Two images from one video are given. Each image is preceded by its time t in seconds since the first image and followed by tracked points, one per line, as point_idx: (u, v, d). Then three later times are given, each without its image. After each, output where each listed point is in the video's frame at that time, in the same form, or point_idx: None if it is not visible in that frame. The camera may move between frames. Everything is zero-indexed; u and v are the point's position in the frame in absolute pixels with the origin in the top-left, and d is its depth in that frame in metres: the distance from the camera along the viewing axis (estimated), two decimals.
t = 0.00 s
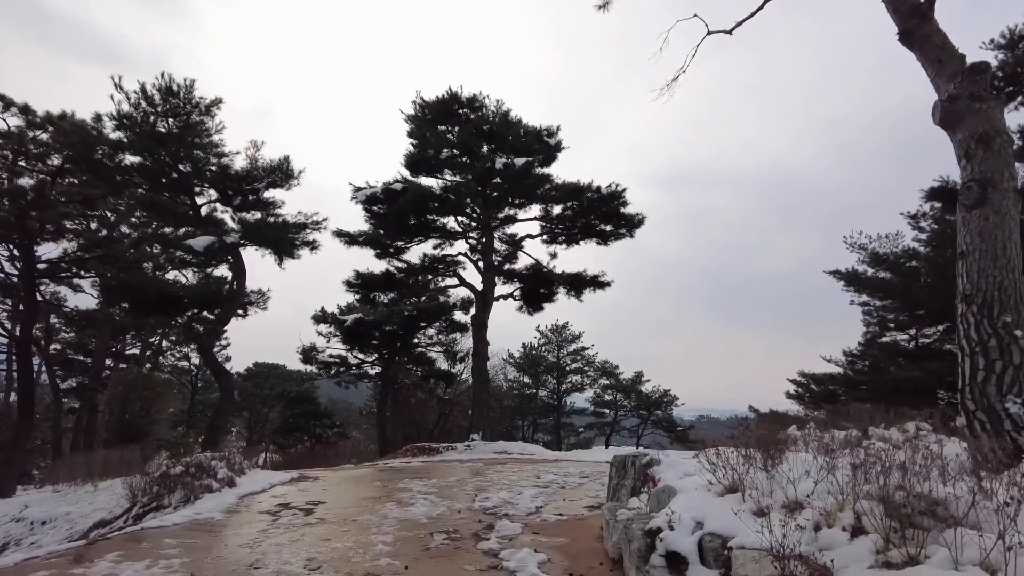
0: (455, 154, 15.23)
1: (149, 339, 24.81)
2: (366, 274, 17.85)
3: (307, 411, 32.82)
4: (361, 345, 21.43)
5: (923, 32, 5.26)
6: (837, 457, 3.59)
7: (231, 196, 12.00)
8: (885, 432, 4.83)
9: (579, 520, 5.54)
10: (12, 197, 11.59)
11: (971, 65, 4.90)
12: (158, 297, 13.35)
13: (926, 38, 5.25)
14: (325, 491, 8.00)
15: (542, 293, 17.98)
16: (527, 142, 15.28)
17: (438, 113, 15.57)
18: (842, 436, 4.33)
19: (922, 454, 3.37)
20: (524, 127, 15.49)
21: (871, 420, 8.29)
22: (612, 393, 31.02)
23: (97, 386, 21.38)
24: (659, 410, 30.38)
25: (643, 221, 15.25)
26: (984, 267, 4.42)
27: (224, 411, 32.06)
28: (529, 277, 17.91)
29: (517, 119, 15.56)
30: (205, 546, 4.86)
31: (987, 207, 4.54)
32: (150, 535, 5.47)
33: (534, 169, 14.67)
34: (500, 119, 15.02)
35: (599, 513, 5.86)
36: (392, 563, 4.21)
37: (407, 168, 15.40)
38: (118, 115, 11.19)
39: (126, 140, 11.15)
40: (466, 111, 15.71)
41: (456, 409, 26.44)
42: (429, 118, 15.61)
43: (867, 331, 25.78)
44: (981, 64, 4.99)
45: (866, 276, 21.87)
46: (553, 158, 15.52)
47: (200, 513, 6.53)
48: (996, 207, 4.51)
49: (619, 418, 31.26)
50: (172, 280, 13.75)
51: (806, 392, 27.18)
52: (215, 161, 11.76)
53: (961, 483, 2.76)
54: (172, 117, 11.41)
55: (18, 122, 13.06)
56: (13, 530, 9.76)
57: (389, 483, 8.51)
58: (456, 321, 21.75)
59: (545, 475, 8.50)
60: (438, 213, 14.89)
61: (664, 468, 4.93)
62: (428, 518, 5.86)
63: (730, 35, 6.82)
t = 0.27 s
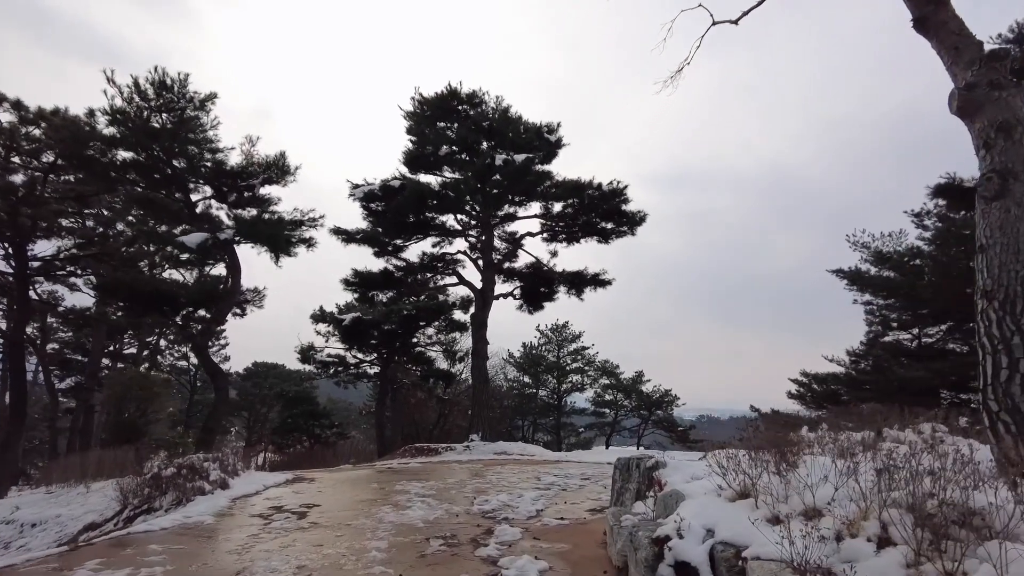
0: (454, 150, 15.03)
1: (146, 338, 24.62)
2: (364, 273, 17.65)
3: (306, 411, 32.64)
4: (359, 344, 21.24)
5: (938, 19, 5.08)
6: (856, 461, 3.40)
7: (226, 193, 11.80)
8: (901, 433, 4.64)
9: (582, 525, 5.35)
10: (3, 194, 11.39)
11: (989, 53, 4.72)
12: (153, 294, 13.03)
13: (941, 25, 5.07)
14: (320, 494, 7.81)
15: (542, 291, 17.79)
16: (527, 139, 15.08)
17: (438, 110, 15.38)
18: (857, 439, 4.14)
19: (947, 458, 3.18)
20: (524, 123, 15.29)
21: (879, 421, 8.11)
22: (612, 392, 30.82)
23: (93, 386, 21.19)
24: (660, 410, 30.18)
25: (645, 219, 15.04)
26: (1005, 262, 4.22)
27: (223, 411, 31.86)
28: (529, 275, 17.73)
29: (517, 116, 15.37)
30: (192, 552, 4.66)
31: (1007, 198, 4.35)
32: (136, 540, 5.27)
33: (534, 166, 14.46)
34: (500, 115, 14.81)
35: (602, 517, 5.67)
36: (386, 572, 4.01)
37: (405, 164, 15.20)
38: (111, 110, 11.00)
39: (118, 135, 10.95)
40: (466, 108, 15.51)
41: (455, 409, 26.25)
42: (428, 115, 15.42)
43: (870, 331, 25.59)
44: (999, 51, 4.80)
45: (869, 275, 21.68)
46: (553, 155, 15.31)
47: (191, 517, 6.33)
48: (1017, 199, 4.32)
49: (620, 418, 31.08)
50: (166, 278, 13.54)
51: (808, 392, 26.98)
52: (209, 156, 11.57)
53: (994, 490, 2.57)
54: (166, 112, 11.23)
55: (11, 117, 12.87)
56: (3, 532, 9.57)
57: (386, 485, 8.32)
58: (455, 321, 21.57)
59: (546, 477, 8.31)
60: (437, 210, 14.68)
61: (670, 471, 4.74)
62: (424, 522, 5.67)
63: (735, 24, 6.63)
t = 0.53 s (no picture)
0: (453, 147, 14.84)
1: (143, 338, 24.42)
2: (362, 271, 17.46)
3: (304, 411, 32.46)
4: (357, 344, 21.08)
5: (951, 4, 4.90)
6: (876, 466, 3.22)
7: (221, 189, 11.61)
8: (915, 434, 4.45)
9: (583, 529, 5.17)
10: None
11: (1006, 37, 4.53)
12: (146, 292, 12.72)
13: (955, 10, 4.89)
14: (314, 496, 7.62)
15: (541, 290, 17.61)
16: (526, 135, 14.87)
17: (436, 106, 15.19)
18: (872, 440, 3.96)
19: (971, 461, 2.99)
20: (524, 119, 15.10)
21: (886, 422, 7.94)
22: (612, 392, 30.63)
23: (89, 386, 21.00)
24: (660, 410, 30.00)
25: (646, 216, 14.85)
26: None
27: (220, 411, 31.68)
28: (529, 274, 17.55)
29: (517, 112, 15.17)
30: (176, 558, 4.47)
31: None
32: (120, 545, 5.10)
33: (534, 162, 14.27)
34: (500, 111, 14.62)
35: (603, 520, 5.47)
36: None
37: (403, 161, 15.00)
38: (103, 105, 10.82)
39: (111, 131, 10.79)
40: (465, 104, 15.31)
41: (455, 409, 26.05)
42: (427, 111, 15.23)
43: (872, 330, 25.41)
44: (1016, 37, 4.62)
45: (872, 274, 21.50)
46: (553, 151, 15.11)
47: (179, 520, 6.13)
48: None
49: (620, 417, 30.91)
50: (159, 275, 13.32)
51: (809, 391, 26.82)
52: (202, 151, 11.41)
53: None
54: (159, 107, 11.05)
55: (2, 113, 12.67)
56: None
57: (382, 487, 8.14)
58: (454, 320, 21.40)
59: (546, 479, 8.12)
60: (435, 207, 14.50)
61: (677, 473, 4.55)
62: (420, 526, 5.48)
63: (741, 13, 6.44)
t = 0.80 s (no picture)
0: (451, 145, 14.63)
1: (139, 339, 24.19)
2: (359, 271, 17.25)
3: (302, 412, 32.25)
4: (355, 345, 20.83)
5: None
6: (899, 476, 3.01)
7: (215, 187, 11.41)
8: (933, 441, 4.24)
9: (584, 538, 4.96)
10: None
11: None
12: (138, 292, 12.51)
13: None
14: (308, 502, 7.40)
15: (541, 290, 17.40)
16: (526, 133, 14.65)
17: (434, 104, 14.99)
18: (890, 448, 3.75)
19: (1003, 473, 2.79)
20: (523, 117, 14.89)
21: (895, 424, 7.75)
22: (613, 393, 30.41)
23: (84, 388, 20.79)
24: (661, 411, 29.80)
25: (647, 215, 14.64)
26: None
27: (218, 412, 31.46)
28: (529, 274, 17.35)
29: (516, 109, 14.95)
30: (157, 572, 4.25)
31: None
32: (103, 556, 4.88)
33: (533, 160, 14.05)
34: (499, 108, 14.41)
35: (607, 529, 5.25)
36: None
37: (401, 160, 14.79)
38: (95, 101, 10.61)
39: (102, 128, 10.59)
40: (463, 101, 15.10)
41: (454, 410, 25.84)
42: (425, 109, 15.03)
43: (874, 330, 25.24)
44: None
45: (874, 273, 21.32)
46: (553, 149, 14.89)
47: (167, 528, 5.91)
48: None
49: (620, 418, 30.72)
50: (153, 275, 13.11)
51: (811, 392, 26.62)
52: (195, 148, 11.21)
53: None
54: (152, 104, 10.84)
55: None
56: None
57: (378, 492, 7.93)
58: (453, 320, 21.21)
59: (546, 484, 7.92)
60: (433, 206, 14.30)
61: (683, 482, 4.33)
62: (415, 535, 5.27)
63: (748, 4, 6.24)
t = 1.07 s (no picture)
0: (451, 141, 14.40)
1: (135, 339, 23.97)
2: (358, 270, 17.01)
3: (301, 412, 32.04)
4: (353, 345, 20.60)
5: None
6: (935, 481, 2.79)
7: (210, 182, 11.17)
8: (959, 443, 4.02)
9: (589, 544, 4.74)
10: None
11: None
12: (131, 290, 12.24)
13: None
14: (304, 504, 7.18)
15: (542, 289, 17.20)
16: (527, 129, 14.42)
17: (434, 100, 14.77)
18: (916, 451, 3.53)
19: None
20: (524, 113, 14.67)
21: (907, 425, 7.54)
22: (613, 394, 30.20)
23: (80, 388, 20.57)
24: (662, 411, 29.59)
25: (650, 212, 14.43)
26: None
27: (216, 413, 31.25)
28: (529, 273, 17.14)
29: (517, 105, 14.74)
30: None
31: None
32: (86, 563, 4.65)
33: (535, 155, 13.83)
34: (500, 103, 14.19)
35: (614, 534, 5.01)
36: None
37: (401, 157, 14.59)
38: (87, 95, 10.39)
39: (95, 122, 10.37)
40: (463, 97, 14.87)
41: (454, 410, 25.62)
42: (424, 104, 14.80)
43: (877, 330, 25.05)
44: None
45: (879, 272, 21.11)
46: (554, 145, 14.66)
47: (156, 531, 5.69)
48: None
49: (621, 419, 30.53)
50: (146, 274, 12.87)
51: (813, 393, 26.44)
52: (190, 143, 11.00)
53: None
54: (145, 98, 10.62)
55: None
56: None
57: (376, 494, 7.71)
58: (453, 320, 21.02)
59: (548, 486, 7.69)
60: (433, 202, 14.10)
61: (696, 485, 4.11)
62: (413, 540, 5.05)
63: None
